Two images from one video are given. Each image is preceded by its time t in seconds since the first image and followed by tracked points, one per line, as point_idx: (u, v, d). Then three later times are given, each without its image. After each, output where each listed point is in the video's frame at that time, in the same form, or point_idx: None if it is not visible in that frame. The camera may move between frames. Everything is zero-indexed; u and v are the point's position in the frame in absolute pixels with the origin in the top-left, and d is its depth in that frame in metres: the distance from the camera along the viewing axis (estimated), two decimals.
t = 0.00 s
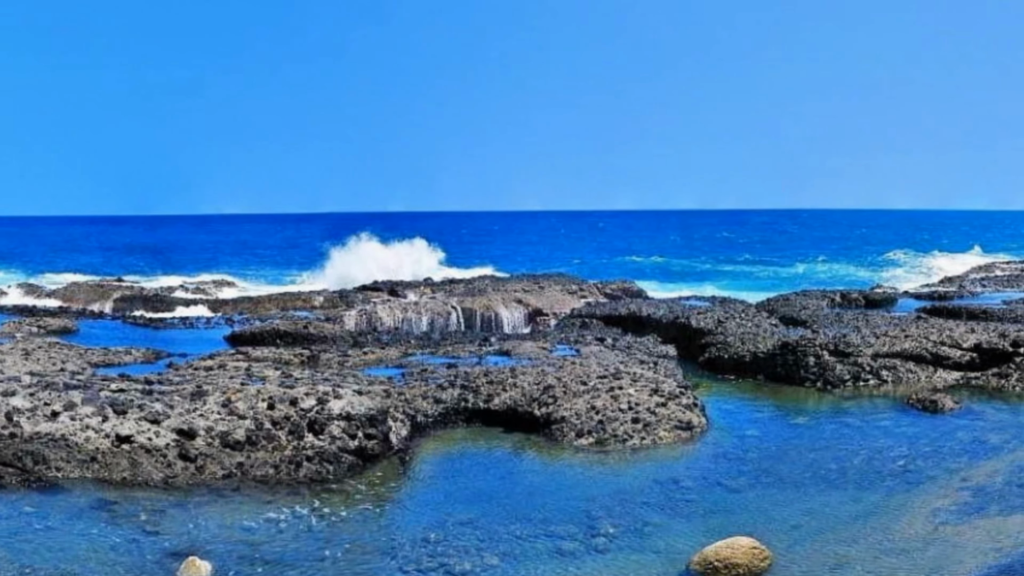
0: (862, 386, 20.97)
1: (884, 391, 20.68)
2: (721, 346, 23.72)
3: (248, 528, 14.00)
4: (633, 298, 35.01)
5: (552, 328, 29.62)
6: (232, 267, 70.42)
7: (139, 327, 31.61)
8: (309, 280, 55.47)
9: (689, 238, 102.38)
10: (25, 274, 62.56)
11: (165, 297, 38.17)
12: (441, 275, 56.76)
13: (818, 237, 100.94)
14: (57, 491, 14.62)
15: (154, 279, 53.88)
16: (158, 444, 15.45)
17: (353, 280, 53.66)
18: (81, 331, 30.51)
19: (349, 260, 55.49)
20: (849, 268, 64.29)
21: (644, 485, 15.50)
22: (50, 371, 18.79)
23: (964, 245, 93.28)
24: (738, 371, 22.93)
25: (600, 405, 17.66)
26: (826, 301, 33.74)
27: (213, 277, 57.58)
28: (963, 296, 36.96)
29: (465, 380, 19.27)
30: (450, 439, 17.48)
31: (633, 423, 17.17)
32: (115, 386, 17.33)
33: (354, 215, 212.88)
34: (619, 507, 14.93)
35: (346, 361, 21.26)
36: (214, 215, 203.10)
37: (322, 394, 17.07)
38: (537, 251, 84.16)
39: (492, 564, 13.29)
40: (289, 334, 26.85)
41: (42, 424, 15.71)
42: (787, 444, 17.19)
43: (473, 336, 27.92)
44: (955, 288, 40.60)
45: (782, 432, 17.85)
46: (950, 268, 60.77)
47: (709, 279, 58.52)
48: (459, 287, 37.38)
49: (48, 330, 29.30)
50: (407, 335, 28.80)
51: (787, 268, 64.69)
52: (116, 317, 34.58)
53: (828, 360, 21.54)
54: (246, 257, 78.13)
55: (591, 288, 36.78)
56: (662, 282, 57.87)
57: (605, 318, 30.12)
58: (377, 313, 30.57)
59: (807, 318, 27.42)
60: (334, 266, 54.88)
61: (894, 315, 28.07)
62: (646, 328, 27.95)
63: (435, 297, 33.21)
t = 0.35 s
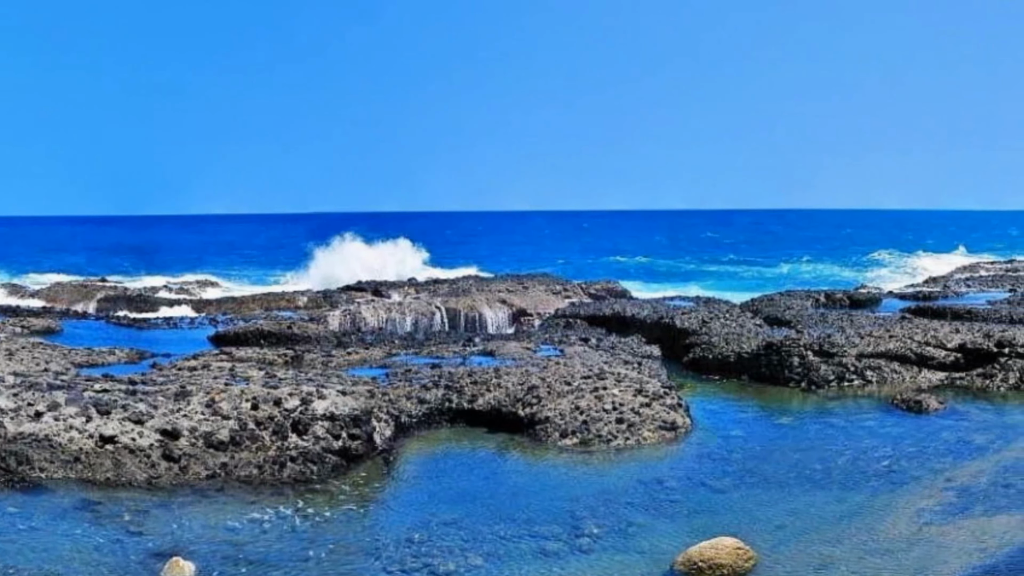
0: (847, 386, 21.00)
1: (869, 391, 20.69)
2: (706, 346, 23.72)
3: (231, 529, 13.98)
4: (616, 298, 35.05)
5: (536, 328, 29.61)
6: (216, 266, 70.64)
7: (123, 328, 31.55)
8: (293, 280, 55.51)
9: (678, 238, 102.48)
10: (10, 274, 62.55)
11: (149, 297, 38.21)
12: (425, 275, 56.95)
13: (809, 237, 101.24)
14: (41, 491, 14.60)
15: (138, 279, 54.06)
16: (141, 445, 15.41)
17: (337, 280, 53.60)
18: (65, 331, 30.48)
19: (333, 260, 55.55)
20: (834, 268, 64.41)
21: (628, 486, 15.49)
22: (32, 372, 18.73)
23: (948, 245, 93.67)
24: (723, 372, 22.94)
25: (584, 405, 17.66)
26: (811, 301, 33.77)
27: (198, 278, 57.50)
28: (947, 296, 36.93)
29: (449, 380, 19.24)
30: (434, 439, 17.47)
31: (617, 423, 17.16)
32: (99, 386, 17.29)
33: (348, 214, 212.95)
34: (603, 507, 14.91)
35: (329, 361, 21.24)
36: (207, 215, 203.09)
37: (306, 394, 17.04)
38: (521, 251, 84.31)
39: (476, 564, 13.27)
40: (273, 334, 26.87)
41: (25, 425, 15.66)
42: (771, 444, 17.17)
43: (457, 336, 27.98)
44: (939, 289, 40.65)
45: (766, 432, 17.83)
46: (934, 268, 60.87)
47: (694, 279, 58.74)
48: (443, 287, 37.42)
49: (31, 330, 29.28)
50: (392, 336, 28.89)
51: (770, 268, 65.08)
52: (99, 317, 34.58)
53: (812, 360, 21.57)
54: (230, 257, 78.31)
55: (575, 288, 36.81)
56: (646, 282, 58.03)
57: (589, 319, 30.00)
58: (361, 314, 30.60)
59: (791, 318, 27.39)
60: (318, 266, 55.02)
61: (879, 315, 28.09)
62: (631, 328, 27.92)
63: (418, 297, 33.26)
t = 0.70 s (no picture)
0: (830, 386, 21.01)
1: (851, 391, 20.68)
2: (689, 347, 23.73)
3: (214, 530, 13.96)
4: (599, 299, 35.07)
5: (518, 328, 29.59)
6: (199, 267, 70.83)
7: (105, 329, 31.34)
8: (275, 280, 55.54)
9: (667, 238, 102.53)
10: None
11: (132, 297, 38.25)
12: (408, 275, 57.13)
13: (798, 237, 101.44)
14: (22, 492, 14.56)
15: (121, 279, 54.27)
16: (123, 445, 15.36)
17: (320, 280, 53.14)
18: (48, 332, 30.36)
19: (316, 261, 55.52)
20: (816, 268, 64.55)
21: (611, 486, 15.47)
22: (14, 372, 18.67)
23: (932, 244, 94.02)
24: (706, 372, 22.96)
25: (567, 406, 17.63)
26: (794, 301, 33.79)
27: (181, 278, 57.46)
28: (929, 296, 36.95)
29: (431, 380, 19.22)
30: (417, 439, 17.46)
31: (600, 423, 17.14)
32: (81, 387, 17.23)
33: (335, 214, 213.37)
34: (585, 508, 14.89)
35: (312, 361, 21.22)
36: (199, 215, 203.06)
37: (288, 394, 17.00)
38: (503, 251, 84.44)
39: (458, 565, 13.24)
40: (255, 334, 26.88)
41: (7, 425, 15.58)
42: (753, 445, 17.16)
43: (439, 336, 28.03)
44: (921, 289, 40.71)
45: (749, 433, 17.82)
46: (916, 268, 60.98)
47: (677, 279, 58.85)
48: (426, 287, 37.46)
49: (13, 331, 29.22)
50: (375, 335, 28.94)
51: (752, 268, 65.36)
52: (81, 318, 34.54)
53: (795, 361, 21.59)
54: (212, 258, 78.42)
55: (558, 288, 36.84)
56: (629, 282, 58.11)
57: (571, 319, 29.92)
58: (343, 314, 30.61)
59: (774, 319, 27.37)
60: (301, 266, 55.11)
61: (862, 316, 28.15)
62: (613, 329, 27.90)
63: (401, 297, 33.31)
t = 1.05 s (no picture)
0: (814, 386, 21.00)
1: (836, 392, 20.67)
2: (673, 347, 23.77)
3: (197, 530, 13.93)
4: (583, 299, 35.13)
5: (502, 328, 29.61)
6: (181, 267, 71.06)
7: (88, 330, 31.28)
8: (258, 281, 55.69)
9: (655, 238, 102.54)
10: None
11: (115, 297, 38.31)
12: (391, 275, 57.28)
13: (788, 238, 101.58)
14: (5, 493, 14.51)
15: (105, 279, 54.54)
16: (107, 445, 15.33)
17: (303, 280, 53.53)
18: (31, 333, 30.36)
19: (299, 261, 55.71)
20: (800, 268, 64.63)
21: (595, 487, 15.46)
22: None
23: (916, 245, 94.33)
24: (690, 373, 22.98)
25: (551, 406, 17.62)
26: (778, 301, 33.82)
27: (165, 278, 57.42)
28: (912, 296, 36.96)
29: (415, 380, 19.20)
30: (400, 440, 17.44)
31: (584, 424, 17.13)
32: (64, 387, 17.17)
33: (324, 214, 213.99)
34: (569, 509, 14.86)
35: (295, 362, 21.25)
36: (191, 215, 202.85)
37: (272, 395, 16.98)
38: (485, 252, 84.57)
39: (442, 566, 13.21)
40: (238, 334, 26.90)
41: None
42: (738, 445, 17.14)
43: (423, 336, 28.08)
44: (904, 289, 40.76)
45: (733, 433, 17.81)
46: (900, 268, 61.03)
47: (660, 279, 59.07)
48: (409, 287, 37.53)
49: None
50: (359, 335, 28.95)
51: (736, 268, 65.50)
52: (64, 318, 34.58)
53: (779, 361, 21.62)
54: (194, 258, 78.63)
55: (542, 288, 36.89)
56: (612, 282, 58.29)
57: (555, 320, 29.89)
58: (327, 314, 30.58)
59: (758, 319, 27.36)
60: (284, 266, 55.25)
61: (845, 316, 28.23)
62: (597, 329, 27.90)
63: (384, 298, 33.37)
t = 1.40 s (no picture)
0: (797, 386, 21.01)
1: (819, 392, 20.67)
2: (656, 347, 23.78)
3: (179, 531, 13.89)
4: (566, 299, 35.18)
5: (485, 329, 29.62)
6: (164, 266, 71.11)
7: (69, 330, 31.32)
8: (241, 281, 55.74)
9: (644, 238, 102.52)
10: None
11: (97, 297, 38.32)
12: (374, 275, 57.36)
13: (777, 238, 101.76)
14: None
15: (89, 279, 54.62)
16: (89, 446, 15.30)
17: (286, 280, 53.62)
18: (12, 333, 30.37)
19: (281, 261, 55.78)
20: (783, 268, 64.70)
21: (578, 487, 15.44)
22: None
23: (900, 245, 94.76)
24: (673, 373, 22.99)
25: (533, 406, 17.63)
26: (761, 301, 33.83)
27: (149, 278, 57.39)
28: (896, 295, 37.01)
29: (398, 381, 19.19)
30: (383, 440, 17.43)
31: (567, 424, 17.14)
32: (46, 388, 17.11)
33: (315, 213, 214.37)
34: (552, 509, 14.84)
35: (278, 362, 21.29)
36: (182, 215, 203.05)
37: (254, 395, 16.97)
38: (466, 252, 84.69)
39: (425, 566, 13.16)
40: (220, 334, 26.90)
41: None
42: (720, 446, 17.13)
43: (405, 337, 28.18)
44: (887, 290, 40.79)
45: (716, 434, 17.81)
46: (884, 269, 61.11)
47: (642, 279, 59.22)
48: (392, 287, 37.57)
49: None
50: (342, 336, 28.92)
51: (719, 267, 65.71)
52: (45, 318, 34.54)
53: (762, 361, 21.63)
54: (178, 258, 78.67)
55: (524, 288, 36.86)
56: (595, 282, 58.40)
57: (538, 320, 29.83)
58: (309, 314, 30.58)
59: (742, 319, 27.37)
60: (267, 266, 55.41)
61: (828, 316, 28.30)
62: (581, 329, 27.89)
63: (367, 298, 33.42)
